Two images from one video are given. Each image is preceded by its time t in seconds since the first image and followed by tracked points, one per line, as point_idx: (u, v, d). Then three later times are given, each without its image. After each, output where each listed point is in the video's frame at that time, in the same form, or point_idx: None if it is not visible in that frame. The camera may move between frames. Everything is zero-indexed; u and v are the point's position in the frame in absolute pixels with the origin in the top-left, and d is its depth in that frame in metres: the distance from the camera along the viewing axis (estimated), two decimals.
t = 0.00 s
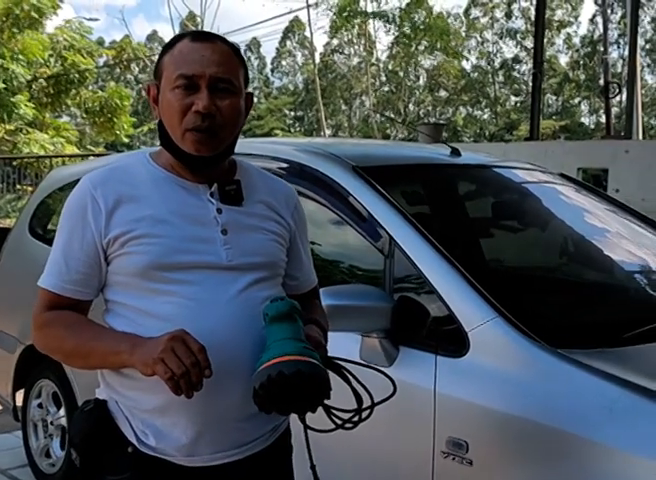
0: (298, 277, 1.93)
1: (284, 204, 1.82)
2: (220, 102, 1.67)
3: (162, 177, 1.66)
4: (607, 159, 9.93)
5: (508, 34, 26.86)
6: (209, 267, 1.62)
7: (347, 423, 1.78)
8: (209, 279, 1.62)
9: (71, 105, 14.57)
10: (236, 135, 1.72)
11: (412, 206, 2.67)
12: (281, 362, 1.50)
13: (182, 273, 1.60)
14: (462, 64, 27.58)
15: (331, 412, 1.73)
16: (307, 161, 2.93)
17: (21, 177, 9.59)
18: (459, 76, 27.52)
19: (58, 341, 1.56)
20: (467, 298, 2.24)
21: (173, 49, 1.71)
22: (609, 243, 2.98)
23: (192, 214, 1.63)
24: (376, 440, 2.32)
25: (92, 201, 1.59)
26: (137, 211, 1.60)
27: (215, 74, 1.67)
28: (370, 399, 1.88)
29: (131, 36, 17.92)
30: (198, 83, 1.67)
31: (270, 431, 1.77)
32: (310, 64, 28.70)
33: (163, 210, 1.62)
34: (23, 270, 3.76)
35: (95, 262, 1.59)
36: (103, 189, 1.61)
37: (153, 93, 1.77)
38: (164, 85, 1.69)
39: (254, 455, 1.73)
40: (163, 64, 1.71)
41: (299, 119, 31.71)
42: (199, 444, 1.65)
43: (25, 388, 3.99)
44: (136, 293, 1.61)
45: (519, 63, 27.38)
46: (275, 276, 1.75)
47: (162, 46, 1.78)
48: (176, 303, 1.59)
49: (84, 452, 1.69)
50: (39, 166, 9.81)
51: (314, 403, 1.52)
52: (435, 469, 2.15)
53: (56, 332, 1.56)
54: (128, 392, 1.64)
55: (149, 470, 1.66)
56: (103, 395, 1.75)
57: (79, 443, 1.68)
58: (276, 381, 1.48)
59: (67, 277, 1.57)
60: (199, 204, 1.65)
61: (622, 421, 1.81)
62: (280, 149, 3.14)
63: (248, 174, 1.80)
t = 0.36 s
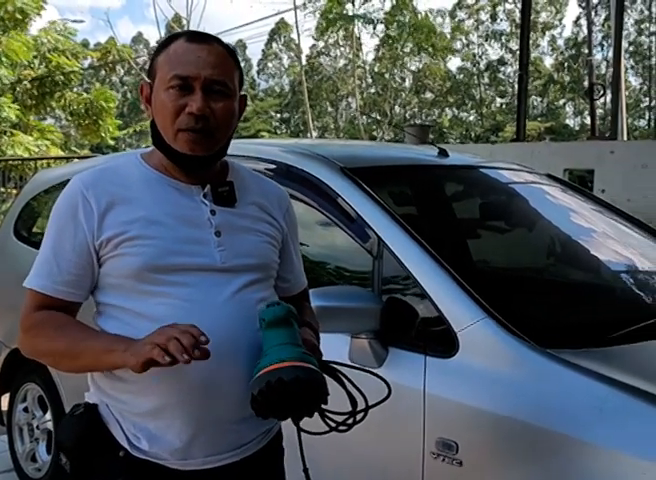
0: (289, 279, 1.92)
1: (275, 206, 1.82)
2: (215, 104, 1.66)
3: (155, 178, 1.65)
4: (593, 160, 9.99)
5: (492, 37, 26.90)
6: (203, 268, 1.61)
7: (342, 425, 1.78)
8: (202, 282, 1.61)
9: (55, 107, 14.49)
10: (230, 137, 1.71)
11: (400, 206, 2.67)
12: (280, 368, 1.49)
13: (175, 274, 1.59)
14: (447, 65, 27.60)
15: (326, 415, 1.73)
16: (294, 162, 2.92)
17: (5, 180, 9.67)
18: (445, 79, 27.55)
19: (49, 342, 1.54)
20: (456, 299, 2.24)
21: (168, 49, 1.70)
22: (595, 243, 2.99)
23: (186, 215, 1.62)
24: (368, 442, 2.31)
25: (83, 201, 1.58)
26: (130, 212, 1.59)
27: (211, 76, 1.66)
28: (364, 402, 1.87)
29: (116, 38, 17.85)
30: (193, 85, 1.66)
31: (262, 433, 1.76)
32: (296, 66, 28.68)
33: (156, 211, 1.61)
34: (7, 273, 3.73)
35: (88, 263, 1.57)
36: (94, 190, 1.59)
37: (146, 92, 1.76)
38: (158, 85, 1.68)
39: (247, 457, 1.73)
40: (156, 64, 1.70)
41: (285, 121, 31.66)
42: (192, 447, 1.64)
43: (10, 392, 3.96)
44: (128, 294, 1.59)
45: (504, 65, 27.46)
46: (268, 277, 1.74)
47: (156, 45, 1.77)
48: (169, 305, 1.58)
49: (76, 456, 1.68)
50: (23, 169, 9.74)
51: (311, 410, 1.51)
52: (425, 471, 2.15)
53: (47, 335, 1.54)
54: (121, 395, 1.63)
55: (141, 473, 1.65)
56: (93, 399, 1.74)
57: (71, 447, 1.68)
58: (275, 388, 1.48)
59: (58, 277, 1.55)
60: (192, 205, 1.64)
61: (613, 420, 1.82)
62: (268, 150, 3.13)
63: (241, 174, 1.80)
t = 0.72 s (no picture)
0: (279, 278, 1.92)
1: (265, 206, 1.82)
2: (205, 108, 1.65)
3: (146, 181, 1.64)
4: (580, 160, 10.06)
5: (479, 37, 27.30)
6: (197, 269, 1.61)
7: (337, 424, 1.83)
8: (196, 281, 1.60)
9: (41, 107, 14.40)
10: (219, 140, 1.70)
11: (391, 206, 2.66)
12: (273, 371, 1.50)
13: (168, 275, 1.58)
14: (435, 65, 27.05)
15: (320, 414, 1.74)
16: (285, 162, 2.91)
17: None
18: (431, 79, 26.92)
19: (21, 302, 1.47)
20: (448, 299, 2.24)
21: (159, 49, 1.69)
22: (583, 241, 3.00)
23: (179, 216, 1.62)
24: (362, 442, 2.30)
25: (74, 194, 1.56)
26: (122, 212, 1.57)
27: (202, 80, 1.66)
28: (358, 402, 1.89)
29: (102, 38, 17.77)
30: (183, 88, 1.65)
31: (256, 433, 1.76)
32: (284, 66, 28.64)
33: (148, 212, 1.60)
34: None
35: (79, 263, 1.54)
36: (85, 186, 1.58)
37: (136, 89, 1.75)
38: (148, 86, 1.67)
39: (241, 458, 1.73)
40: (147, 65, 1.69)
41: (273, 122, 31.60)
42: (189, 450, 1.64)
43: None
44: (119, 294, 1.55)
45: (490, 66, 27.62)
46: (258, 277, 1.74)
47: (147, 43, 1.76)
48: (162, 306, 1.56)
49: (69, 457, 1.68)
50: (9, 169, 9.65)
51: (304, 410, 1.52)
52: (417, 471, 2.14)
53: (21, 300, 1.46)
54: (116, 397, 1.62)
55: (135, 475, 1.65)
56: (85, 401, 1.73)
57: (64, 449, 1.67)
58: (269, 390, 1.48)
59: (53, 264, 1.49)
60: (184, 207, 1.64)
61: (603, 418, 1.82)
62: (258, 150, 3.12)
63: (231, 175, 1.79)
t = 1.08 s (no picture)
0: (273, 275, 1.92)
1: (258, 204, 1.82)
2: (191, 108, 1.63)
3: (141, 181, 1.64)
4: (572, 159, 10.09)
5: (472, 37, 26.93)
6: (191, 271, 1.60)
7: (336, 422, 1.85)
8: (190, 283, 1.60)
9: (33, 108, 14.37)
10: (206, 140, 1.68)
11: (385, 206, 2.67)
12: (278, 379, 1.52)
13: (164, 278, 1.57)
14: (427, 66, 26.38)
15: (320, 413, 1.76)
16: (280, 161, 2.91)
17: None
18: (425, 80, 26.78)
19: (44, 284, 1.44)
20: (442, 298, 2.24)
21: (145, 49, 1.69)
22: (575, 240, 3.00)
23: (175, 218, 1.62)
24: (358, 442, 2.30)
25: (69, 192, 1.56)
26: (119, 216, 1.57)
27: (187, 80, 1.65)
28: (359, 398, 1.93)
29: (95, 39, 17.75)
30: (169, 88, 1.63)
31: (252, 433, 1.76)
32: (276, 67, 28.59)
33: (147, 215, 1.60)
34: None
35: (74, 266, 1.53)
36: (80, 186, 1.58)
37: (122, 89, 1.74)
38: (134, 86, 1.66)
39: (236, 459, 1.73)
40: (133, 65, 1.69)
41: (265, 122, 31.56)
42: (185, 452, 1.64)
43: None
44: (112, 296, 1.55)
45: (482, 66, 27.68)
46: (251, 277, 1.75)
47: (135, 43, 1.76)
48: (156, 307, 1.56)
49: (63, 458, 1.68)
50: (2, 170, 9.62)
51: (309, 415, 1.55)
52: (413, 471, 2.14)
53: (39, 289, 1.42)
54: (111, 400, 1.61)
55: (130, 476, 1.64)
56: (79, 402, 1.72)
57: (57, 450, 1.67)
58: (274, 398, 1.50)
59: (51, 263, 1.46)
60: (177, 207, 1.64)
61: (598, 417, 1.83)
62: (252, 150, 3.12)
63: (221, 173, 1.79)
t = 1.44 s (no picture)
0: (273, 274, 1.92)
1: (259, 204, 1.82)
2: (191, 107, 1.64)
3: (137, 183, 1.63)
4: (572, 159, 10.08)
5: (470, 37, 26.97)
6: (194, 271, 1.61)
7: (337, 422, 1.85)
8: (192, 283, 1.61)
9: (33, 109, 14.39)
10: (207, 139, 1.69)
11: (386, 207, 2.67)
12: (283, 389, 1.52)
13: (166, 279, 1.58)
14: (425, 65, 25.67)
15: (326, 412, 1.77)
16: (280, 162, 2.91)
17: None
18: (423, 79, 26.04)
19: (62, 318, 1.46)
20: (444, 299, 2.24)
21: (145, 47, 1.68)
22: (575, 240, 3.00)
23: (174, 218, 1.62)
24: (361, 442, 2.30)
25: (68, 198, 1.56)
26: (116, 216, 1.57)
27: (188, 78, 1.65)
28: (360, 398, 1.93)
29: (93, 40, 17.73)
30: (169, 86, 1.64)
31: (254, 433, 1.76)
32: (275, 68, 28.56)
33: (146, 216, 1.60)
34: None
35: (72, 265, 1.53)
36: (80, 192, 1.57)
37: (122, 87, 1.74)
38: (134, 85, 1.66)
39: (238, 461, 1.73)
40: (133, 62, 1.68)
41: (264, 123, 31.46)
42: (187, 453, 1.64)
43: None
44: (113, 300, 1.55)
45: (481, 67, 27.63)
46: (253, 278, 1.75)
47: (134, 41, 1.75)
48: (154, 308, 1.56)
49: (67, 460, 1.67)
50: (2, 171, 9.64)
51: (315, 423, 1.56)
52: (416, 471, 2.15)
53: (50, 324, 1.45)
54: (112, 400, 1.61)
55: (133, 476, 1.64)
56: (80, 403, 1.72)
57: (60, 452, 1.67)
58: (280, 408, 1.50)
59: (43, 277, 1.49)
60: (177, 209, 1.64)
61: (600, 417, 1.83)
62: (252, 151, 3.12)
63: (220, 173, 1.79)
